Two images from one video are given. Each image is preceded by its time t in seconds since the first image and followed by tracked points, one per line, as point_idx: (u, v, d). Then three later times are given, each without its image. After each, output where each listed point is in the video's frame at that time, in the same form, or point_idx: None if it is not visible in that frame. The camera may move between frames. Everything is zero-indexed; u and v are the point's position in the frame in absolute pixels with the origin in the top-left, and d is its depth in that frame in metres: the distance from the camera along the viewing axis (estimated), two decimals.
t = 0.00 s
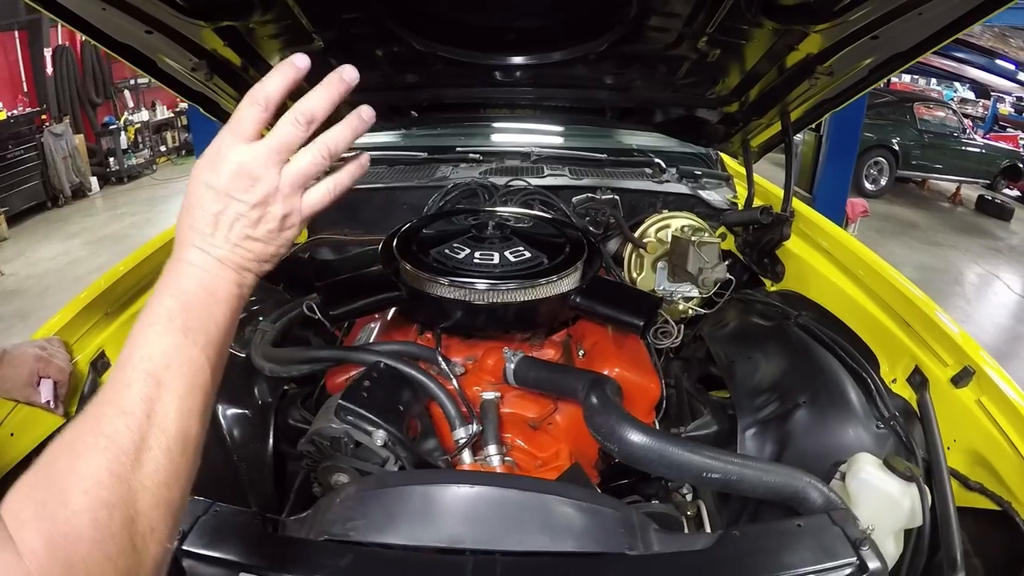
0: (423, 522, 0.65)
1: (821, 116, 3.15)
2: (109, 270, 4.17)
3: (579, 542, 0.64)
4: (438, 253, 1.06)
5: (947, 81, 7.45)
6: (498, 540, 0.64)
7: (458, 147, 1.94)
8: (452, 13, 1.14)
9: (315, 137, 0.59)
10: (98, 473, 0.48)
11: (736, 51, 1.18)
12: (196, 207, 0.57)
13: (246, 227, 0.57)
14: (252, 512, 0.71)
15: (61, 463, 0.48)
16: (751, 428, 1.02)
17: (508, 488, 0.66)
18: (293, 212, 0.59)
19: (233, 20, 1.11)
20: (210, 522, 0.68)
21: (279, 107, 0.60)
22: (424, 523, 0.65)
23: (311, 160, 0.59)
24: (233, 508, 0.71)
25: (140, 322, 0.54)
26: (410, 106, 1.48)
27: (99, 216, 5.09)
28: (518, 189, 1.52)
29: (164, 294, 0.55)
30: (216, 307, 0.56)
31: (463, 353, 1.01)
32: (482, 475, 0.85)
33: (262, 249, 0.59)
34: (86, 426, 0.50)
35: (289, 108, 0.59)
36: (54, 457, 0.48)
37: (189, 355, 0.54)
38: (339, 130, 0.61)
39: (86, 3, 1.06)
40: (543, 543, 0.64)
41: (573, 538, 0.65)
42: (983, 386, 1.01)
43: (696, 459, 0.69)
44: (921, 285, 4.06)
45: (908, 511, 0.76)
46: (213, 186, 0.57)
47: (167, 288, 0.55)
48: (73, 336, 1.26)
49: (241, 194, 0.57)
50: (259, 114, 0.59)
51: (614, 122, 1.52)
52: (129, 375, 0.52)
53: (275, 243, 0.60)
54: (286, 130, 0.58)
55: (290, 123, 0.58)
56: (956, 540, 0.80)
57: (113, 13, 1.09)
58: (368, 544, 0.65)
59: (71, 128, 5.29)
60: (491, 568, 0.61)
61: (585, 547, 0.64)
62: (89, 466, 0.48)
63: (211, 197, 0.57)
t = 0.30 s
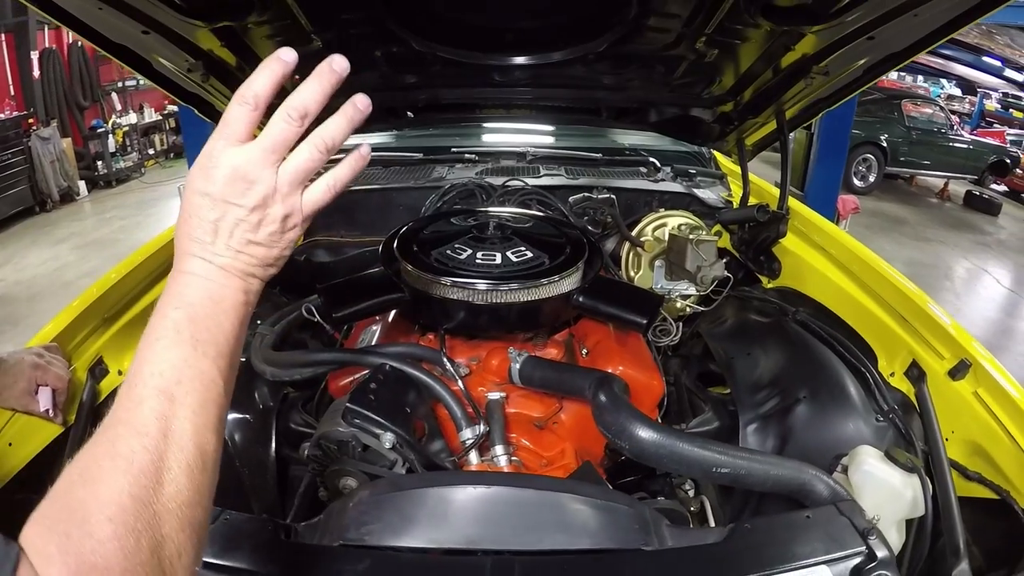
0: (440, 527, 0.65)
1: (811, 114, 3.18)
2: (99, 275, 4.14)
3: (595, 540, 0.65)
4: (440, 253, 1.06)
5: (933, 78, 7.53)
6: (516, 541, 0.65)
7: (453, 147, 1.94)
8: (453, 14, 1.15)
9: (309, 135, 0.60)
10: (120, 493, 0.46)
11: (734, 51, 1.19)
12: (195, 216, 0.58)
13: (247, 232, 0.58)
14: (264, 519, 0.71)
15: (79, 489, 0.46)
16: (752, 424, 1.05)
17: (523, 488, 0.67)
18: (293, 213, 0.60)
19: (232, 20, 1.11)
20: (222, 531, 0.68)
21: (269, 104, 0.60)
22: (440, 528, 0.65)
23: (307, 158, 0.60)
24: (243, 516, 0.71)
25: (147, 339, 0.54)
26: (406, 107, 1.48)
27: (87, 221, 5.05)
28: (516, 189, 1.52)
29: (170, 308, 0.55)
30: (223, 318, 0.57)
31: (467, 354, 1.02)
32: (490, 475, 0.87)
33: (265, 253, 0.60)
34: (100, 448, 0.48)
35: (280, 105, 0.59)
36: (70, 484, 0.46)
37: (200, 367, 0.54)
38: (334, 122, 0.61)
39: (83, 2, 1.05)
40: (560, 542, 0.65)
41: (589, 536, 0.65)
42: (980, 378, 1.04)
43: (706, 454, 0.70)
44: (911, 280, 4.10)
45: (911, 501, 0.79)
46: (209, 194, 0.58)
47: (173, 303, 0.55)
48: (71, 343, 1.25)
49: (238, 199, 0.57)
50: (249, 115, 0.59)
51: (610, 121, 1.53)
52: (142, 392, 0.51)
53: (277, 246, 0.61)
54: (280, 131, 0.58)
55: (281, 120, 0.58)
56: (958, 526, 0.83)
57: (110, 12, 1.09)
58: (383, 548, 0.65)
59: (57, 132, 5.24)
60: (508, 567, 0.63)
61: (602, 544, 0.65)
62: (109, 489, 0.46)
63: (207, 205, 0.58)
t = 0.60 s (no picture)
0: (449, 532, 0.65)
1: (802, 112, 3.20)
2: (88, 279, 4.11)
3: (606, 540, 0.66)
4: (440, 255, 1.06)
5: (920, 75, 7.60)
6: (528, 542, 0.65)
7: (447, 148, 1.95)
8: (452, 16, 1.15)
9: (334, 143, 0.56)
10: (156, 516, 0.45)
11: (730, 52, 1.20)
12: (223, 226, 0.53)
13: (278, 247, 0.54)
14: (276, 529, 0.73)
15: (116, 510, 0.45)
16: (752, 420, 1.08)
17: (532, 489, 0.68)
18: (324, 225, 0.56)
19: (228, 21, 1.11)
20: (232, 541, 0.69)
21: (295, 116, 0.57)
22: (449, 533, 0.65)
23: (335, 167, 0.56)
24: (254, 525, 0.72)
25: (179, 350, 0.51)
26: (400, 108, 1.48)
27: (76, 225, 5.01)
28: (512, 190, 1.52)
29: (203, 318, 0.52)
30: (257, 331, 0.53)
31: (468, 356, 1.02)
32: (495, 477, 0.87)
33: (296, 268, 0.55)
34: (135, 467, 0.47)
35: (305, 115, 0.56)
36: (105, 504, 0.45)
37: (235, 384, 0.51)
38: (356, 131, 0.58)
39: (77, 2, 1.05)
40: (572, 543, 0.65)
41: (601, 537, 0.66)
42: (976, 372, 1.05)
43: (712, 452, 0.71)
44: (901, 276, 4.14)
45: (911, 494, 0.80)
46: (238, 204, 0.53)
47: (207, 313, 0.52)
48: (65, 351, 1.25)
49: (271, 211, 0.53)
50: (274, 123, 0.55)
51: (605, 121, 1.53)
52: (176, 409, 0.49)
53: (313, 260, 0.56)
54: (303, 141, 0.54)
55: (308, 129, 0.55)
56: (959, 518, 0.84)
57: (104, 13, 1.09)
58: (395, 554, 0.66)
59: (45, 136, 5.20)
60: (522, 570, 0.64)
61: (614, 544, 0.66)
62: (146, 510, 0.45)
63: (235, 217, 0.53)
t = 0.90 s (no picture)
0: (453, 536, 0.66)
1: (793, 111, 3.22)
2: (80, 284, 4.09)
3: (609, 540, 0.66)
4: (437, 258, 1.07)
5: (909, 73, 7.65)
6: (531, 544, 0.66)
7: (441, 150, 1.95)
8: (447, 18, 1.16)
9: (409, 240, 0.70)
10: (185, 544, 0.44)
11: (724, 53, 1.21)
12: (278, 276, 0.58)
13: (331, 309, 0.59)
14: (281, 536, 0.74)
15: (142, 537, 0.43)
16: (749, 418, 1.11)
17: (534, 491, 0.69)
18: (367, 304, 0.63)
19: (222, 24, 1.10)
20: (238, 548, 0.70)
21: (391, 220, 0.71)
22: (453, 537, 0.66)
23: (405, 258, 0.69)
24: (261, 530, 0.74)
25: (205, 385, 0.51)
26: (395, 110, 1.49)
27: (66, 230, 4.97)
28: (506, 192, 1.52)
29: (230, 354, 0.53)
30: (281, 375, 0.54)
31: (466, 359, 1.03)
32: (495, 478, 0.88)
33: (338, 333, 0.60)
34: (161, 500, 0.45)
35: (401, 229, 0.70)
36: (129, 534, 0.43)
37: (264, 424, 0.51)
38: (430, 231, 0.75)
39: (71, 6, 1.05)
40: (576, 543, 0.66)
41: (604, 537, 0.67)
42: (968, 369, 1.06)
43: (711, 452, 0.71)
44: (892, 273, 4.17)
45: (908, 489, 0.81)
46: (305, 264, 0.59)
47: (235, 351, 0.53)
48: (62, 358, 1.25)
49: (335, 280, 0.60)
50: (373, 216, 0.68)
51: (598, 122, 1.54)
52: (204, 443, 0.48)
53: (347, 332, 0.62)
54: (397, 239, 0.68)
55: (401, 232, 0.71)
56: (953, 513, 0.86)
57: (97, 16, 1.09)
58: (401, 557, 0.66)
59: (34, 140, 5.16)
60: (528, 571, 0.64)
61: (617, 543, 0.66)
62: (174, 540, 0.43)
63: (300, 271, 0.58)
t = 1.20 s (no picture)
0: (448, 537, 0.67)
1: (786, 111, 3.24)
2: (73, 287, 4.07)
3: (601, 539, 0.67)
4: (430, 261, 1.07)
5: (901, 71, 7.69)
6: (524, 543, 0.66)
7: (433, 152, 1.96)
8: (438, 21, 1.16)
9: (412, 387, 0.76)
10: None
11: (715, 55, 1.22)
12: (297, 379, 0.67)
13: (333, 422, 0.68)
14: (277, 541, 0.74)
15: None
16: (740, 418, 1.13)
17: (527, 492, 0.69)
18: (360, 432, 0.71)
19: (214, 30, 1.11)
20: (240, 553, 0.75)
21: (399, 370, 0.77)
22: (448, 537, 0.66)
23: (407, 395, 0.76)
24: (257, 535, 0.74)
25: (216, 460, 0.60)
26: (387, 112, 1.49)
27: (59, 233, 4.95)
28: (498, 194, 1.52)
29: (240, 437, 0.61)
30: (282, 462, 0.63)
31: (459, 361, 1.03)
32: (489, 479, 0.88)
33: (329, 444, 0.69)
34: (169, 562, 0.52)
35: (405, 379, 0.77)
36: None
37: (265, 502, 0.59)
38: (426, 387, 0.78)
39: (62, 11, 1.06)
40: (568, 543, 0.67)
41: (596, 537, 0.67)
42: (958, 366, 1.08)
43: (701, 452, 0.72)
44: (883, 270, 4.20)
45: (897, 487, 0.82)
46: (323, 382, 0.68)
47: (247, 434, 0.62)
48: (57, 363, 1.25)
49: (342, 403, 0.69)
50: (387, 358, 0.76)
51: (590, 124, 1.55)
52: (214, 512, 0.56)
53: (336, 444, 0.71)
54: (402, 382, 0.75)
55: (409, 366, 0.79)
56: (942, 509, 0.86)
57: (88, 21, 1.09)
58: (396, 558, 0.67)
59: (26, 142, 5.14)
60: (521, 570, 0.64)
61: (609, 543, 0.67)
62: None
63: (317, 382, 0.67)
